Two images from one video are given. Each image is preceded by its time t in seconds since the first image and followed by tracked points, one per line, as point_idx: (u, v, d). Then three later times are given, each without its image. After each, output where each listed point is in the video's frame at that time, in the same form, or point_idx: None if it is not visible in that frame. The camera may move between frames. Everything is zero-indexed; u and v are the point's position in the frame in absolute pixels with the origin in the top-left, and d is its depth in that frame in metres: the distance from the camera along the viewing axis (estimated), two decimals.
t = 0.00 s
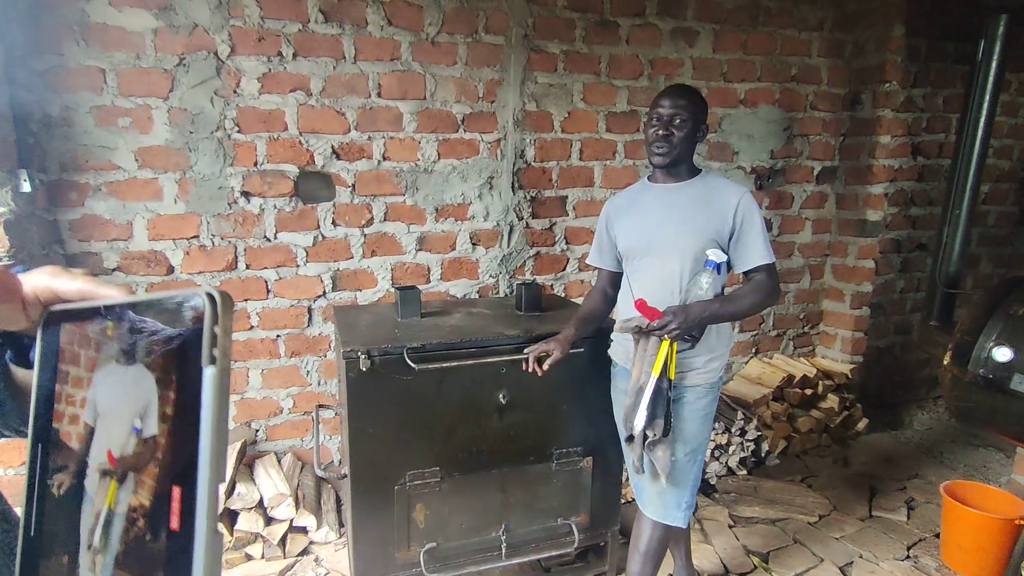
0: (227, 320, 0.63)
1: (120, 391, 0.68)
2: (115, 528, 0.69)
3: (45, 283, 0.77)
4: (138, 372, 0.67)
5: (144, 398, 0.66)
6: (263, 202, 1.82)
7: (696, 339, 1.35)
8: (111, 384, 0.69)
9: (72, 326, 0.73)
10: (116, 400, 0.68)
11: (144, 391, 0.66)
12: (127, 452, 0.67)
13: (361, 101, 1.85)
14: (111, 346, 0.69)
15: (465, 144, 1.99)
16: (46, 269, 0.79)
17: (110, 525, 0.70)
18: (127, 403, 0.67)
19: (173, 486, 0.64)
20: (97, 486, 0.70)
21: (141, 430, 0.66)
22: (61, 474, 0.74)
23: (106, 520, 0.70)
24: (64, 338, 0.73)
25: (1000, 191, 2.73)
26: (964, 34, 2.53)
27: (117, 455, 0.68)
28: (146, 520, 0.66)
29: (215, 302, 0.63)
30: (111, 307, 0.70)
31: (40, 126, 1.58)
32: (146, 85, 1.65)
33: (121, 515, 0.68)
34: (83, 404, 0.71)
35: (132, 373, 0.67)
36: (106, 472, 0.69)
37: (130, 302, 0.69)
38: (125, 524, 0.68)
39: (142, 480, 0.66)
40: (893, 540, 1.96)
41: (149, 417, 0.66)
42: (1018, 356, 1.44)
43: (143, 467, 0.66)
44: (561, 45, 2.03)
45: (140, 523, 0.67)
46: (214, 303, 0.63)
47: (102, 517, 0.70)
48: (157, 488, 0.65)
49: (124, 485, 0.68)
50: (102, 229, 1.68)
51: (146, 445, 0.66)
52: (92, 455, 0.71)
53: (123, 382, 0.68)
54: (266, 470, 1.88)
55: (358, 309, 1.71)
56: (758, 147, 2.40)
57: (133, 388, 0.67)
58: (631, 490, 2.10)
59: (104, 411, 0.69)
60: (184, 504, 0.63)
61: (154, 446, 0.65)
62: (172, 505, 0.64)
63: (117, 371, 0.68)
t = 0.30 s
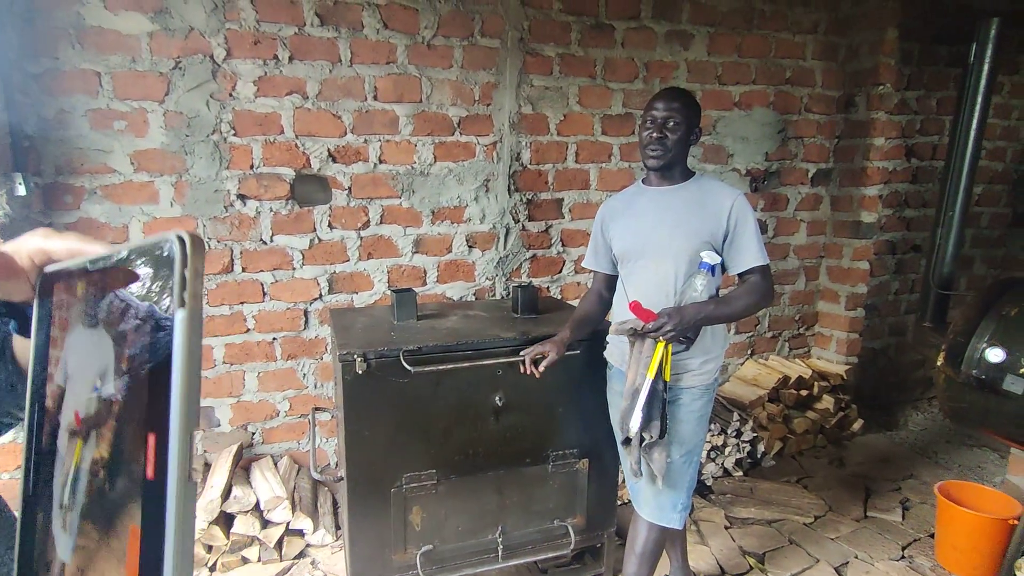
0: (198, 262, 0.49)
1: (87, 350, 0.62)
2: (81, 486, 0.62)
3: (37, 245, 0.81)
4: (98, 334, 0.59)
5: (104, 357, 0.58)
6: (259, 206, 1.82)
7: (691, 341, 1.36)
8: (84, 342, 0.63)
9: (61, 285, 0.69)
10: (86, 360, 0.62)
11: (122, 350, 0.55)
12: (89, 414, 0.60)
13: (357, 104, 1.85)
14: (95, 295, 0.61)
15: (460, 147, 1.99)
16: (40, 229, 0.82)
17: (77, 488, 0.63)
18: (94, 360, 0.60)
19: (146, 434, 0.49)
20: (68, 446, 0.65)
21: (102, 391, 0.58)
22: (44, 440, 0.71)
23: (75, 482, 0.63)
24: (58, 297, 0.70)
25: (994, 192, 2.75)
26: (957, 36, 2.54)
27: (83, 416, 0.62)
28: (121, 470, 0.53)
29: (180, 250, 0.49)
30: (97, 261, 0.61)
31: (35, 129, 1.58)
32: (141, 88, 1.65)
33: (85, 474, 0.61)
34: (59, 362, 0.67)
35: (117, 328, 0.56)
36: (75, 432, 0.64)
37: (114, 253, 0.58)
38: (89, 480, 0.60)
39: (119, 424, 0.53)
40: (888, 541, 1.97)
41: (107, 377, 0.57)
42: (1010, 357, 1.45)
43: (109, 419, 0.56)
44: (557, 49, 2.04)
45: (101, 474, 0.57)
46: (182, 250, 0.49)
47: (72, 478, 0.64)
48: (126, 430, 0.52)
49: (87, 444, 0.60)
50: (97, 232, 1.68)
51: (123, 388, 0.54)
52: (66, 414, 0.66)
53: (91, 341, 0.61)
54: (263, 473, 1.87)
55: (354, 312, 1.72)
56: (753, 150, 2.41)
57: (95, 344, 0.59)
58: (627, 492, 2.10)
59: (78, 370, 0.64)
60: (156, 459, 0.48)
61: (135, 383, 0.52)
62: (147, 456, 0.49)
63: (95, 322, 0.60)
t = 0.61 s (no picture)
0: (170, 221, 0.74)
1: (67, 337, 0.88)
2: (63, 459, 0.90)
3: (12, 212, 1.07)
4: (71, 324, 0.87)
5: (81, 344, 0.85)
6: (249, 209, 1.82)
7: (680, 341, 1.37)
8: (62, 330, 0.90)
9: (39, 253, 0.97)
10: (65, 346, 0.89)
11: (108, 325, 0.80)
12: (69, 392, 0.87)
13: (347, 108, 1.86)
14: (81, 254, 0.88)
15: (451, 150, 2.00)
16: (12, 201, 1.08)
17: (59, 458, 0.91)
18: (72, 338, 0.87)
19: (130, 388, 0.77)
20: (51, 426, 0.92)
21: (79, 372, 0.85)
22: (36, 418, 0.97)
23: (57, 454, 0.91)
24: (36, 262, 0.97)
25: (980, 194, 2.79)
26: (943, 39, 2.57)
27: (62, 399, 0.89)
28: (104, 439, 0.82)
29: (159, 204, 0.74)
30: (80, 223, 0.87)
31: (23, 134, 1.57)
32: (130, 92, 1.65)
33: (66, 448, 0.89)
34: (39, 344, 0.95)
35: (100, 314, 0.81)
36: (56, 414, 0.91)
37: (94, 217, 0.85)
38: (71, 452, 0.88)
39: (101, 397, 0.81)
40: (877, 540, 1.98)
41: (84, 361, 0.84)
42: (996, 356, 1.47)
43: (89, 399, 0.84)
44: (547, 52, 2.05)
45: (83, 447, 0.86)
46: (157, 205, 0.74)
47: (56, 452, 0.92)
48: (107, 402, 0.81)
49: (67, 424, 0.88)
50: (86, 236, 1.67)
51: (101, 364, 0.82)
52: (47, 395, 0.94)
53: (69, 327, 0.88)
54: (255, 477, 1.87)
55: (346, 315, 1.71)
56: (743, 152, 2.43)
57: (72, 335, 0.86)
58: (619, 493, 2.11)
59: (57, 357, 0.91)
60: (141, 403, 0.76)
61: (113, 359, 0.80)
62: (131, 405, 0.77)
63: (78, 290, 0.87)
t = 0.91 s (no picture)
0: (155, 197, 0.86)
1: (55, 323, 1.03)
2: (56, 434, 1.04)
3: (11, 185, 1.21)
4: (64, 309, 1.01)
5: (68, 329, 1.00)
6: (238, 210, 1.81)
7: (668, 341, 1.37)
8: (50, 316, 1.04)
9: (36, 226, 1.09)
10: (52, 331, 1.04)
11: (98, 315, 0.95)
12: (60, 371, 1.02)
13: (337, 108, 1.85)
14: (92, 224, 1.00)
15: (441, 150, 2.00)
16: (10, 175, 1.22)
17: (50, 438, 1.06)
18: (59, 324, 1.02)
19: (119, 362, 0.90)
20: (44, 406, 1.06)
21: (67, 354, 1.00)
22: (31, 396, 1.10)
23: (48, 436, 1.06)
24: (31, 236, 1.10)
25: (965, 193, 2.82)
26: (929, 41, 2.60)
27: (53, 380, 1.04)
28: (92, 417, 0.96)
29: (142, 175, 0.86)
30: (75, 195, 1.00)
31: (9, 135, 1.56)
32: (118, 92, 1.64)
33: (57, 425, 1.04)
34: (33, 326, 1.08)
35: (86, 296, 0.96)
36: (48, 395, 1.05)
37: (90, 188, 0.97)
38: (62, 432, 1.03)
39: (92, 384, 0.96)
40: (865, 536, 2.00)
41: (71, 343, 0.99)
42: (979, 353, 1.49)
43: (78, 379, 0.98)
44: (537, 53, 2.06)
45: (73, 426, 1.00)
46: (142, 181, 0.86)
47: (47, 431, 1.06)
48: (93, 385, 0.96)
49: (58, 403, 1.03)
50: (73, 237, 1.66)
51: (89, 345, 0.96)
52: (39, 375, 1.07)
53: (56, 313, 1.03)
54: (245, 479, 1.86)
55: (336, 316, 1.71)
56: (731, 153, 2.44)
57: (60, 322, 1.01)
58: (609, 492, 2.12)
59: (46, 339, 1.05)
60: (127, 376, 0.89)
61: (102, 349, 0.94)
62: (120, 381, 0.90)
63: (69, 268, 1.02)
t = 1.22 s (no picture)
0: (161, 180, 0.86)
1: (61, 306, 0.98)
2: (60, 421, 1.00)
3: (9, 166, 1.16)
4: (64, 293, 0.97)
5: (75, 313, 0.95)
6: (226, 207, 1.80)
7: (658, 338, 1.38)
8: (54, 300, 0.99)
9: (35, 207, 1.03)
10: (57, 314, 0.98)
11: (97, 297, 0.92)
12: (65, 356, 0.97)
13: (326, 105, 1.84)
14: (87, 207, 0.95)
15: (431, 148, 2.00)
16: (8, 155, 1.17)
17: (57, 418, 1.00)
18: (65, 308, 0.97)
19: (124, 338, 0.88)
20: (49, 388, 1.00)
21: (74, 338, 0.96)
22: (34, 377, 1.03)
23: (54, 417, 1.00)
24: (31, 216, 1.04)
25: (951, 192, 2.85)
26: (915, 41, 2.62)
27: (59, 363, 0.98)
28: (99, 399, 0.94)
29: (149, 163, 0.86)
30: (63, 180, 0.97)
31: None
32: (103, 88, 1.63)
33: (64, 409, 0.99)
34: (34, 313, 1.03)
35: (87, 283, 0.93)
36: (53, 377, 1.00)
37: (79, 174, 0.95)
38: (69, 412, 0.98)
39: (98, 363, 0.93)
40: (852, 530, 2.02)
41: (78, 327, 0.95)
42: (964, 349, 1.50)
43: (84, 360, 0.94)
44: (527, 50, 2.06)
45: (79, 407, 0.96)
46: (148, 169, 0.86)
47: (53, 413, 1.01)
48: (97, 370, 0.93)
49: (64, 385, 0.98)
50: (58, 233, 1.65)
51: (97, 324, 0.93)
52: (43, 360, 1.01)
53: (61, 297, 0.98)
54: (234, 478, 1.84)
55: (326, 314, 1.71)
56: (721, 151, 2.45)
57: (66, 305, 0.96)
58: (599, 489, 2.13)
59: (50, 322, 1.00)
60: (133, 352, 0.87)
61: (103, 329, 0.92)
62: (125, 356, 0.88)
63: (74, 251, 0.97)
